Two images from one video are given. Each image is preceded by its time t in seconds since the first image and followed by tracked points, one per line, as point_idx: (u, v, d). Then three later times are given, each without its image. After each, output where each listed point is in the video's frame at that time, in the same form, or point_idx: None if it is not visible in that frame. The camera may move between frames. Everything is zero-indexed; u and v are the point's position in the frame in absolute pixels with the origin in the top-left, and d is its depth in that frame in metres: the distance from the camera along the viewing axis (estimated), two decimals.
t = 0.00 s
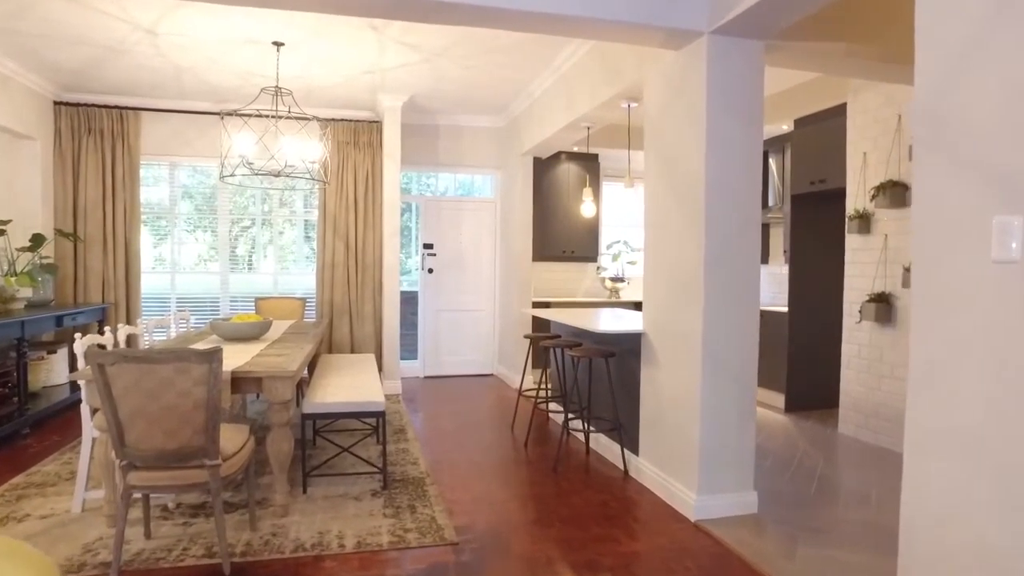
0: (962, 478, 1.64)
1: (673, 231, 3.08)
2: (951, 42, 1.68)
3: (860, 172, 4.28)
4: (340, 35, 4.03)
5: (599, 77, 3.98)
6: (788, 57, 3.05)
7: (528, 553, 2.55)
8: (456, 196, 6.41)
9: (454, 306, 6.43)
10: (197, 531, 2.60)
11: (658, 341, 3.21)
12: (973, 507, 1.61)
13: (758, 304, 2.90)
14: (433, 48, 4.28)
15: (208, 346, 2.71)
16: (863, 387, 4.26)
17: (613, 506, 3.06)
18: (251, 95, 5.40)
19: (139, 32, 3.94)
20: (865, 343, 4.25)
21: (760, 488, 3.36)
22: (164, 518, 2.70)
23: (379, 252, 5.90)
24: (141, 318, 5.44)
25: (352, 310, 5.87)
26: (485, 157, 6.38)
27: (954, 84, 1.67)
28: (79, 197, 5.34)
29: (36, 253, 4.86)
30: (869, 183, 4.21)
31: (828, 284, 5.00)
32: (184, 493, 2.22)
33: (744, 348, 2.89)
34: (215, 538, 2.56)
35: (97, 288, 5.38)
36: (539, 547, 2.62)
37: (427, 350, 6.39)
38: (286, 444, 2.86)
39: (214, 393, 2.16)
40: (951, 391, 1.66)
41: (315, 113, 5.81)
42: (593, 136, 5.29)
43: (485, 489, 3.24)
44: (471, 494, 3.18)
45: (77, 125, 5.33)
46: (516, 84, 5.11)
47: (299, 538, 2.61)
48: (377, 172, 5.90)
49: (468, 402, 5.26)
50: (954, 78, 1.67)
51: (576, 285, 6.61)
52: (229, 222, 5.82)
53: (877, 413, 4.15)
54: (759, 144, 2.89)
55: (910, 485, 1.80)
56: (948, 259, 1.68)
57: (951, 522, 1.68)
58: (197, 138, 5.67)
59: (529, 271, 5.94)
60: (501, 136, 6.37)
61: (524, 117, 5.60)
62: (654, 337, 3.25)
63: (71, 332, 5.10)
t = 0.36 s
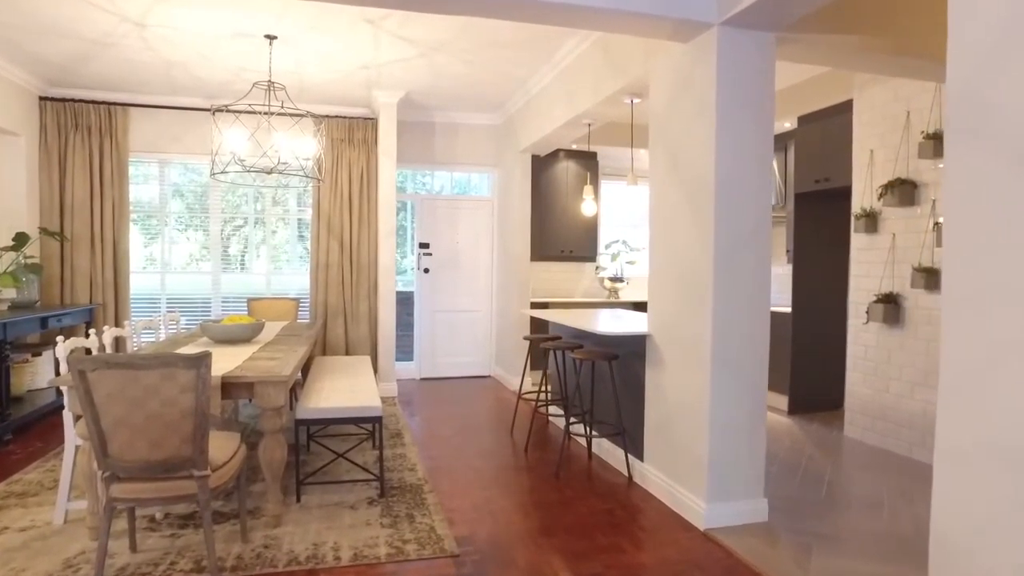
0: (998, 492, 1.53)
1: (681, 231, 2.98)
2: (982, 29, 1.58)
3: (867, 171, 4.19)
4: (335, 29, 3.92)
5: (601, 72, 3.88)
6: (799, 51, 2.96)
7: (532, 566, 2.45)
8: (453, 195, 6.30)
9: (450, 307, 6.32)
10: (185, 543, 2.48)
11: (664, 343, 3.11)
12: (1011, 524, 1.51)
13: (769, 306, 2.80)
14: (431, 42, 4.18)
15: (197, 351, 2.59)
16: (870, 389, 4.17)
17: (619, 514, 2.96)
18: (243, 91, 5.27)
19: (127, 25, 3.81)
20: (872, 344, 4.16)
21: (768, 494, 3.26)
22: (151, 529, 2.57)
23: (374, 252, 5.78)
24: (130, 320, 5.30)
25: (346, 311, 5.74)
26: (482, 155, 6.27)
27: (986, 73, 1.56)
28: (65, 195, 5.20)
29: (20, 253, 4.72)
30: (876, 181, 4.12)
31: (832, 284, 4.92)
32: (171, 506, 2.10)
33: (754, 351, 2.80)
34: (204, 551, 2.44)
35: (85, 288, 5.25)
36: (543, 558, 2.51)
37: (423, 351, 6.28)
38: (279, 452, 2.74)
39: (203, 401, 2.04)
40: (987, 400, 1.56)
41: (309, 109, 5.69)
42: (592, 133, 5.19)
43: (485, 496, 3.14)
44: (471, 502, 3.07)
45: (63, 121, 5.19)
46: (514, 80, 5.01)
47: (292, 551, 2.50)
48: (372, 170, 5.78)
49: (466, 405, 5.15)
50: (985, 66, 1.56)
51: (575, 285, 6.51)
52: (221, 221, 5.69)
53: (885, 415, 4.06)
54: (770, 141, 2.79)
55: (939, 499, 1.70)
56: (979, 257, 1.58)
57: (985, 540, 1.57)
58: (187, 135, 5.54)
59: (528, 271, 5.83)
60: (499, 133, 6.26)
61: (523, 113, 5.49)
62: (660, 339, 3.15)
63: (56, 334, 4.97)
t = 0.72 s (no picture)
0: None
1: (684, 229, 2.89)
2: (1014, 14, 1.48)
3: (870, 169, 4.12)
4: (326, 22, 3.81)
5: (601, 68, 3.78)
6: (806, 45, 2.87)
7: None
8: (447, 194, 6.20)
9: (444, 307, 6.21)
10: (170, 555, 2.37)
11: (667, 345, 3.02)
12: None
13: (776, 306, 2.71)
14: (425, 37, 4.07)
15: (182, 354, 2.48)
16: (873, 391, 4.10)
17: (621, 522, 2.86)
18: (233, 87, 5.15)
19: (111, 17, 3.70)
20: (876, 345, 4.09)
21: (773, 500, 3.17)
22: (134, 541, 2.46)
23: (368, 251, 5.67)
24: (117, 321, 5.18)
25: (339, 311, 5.64)
26: (477, 153, 6.17)
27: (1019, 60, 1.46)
28: (50, 193, 5.07)
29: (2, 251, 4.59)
30: (880, 180, 4.05)
31: (833, 284, 4.85)
32: (153, 519, 1.99)
33: (761, 353, 2.71)
34: (189, 563, 2.33)
35: (71, 288, 5.12)
36: (544, 569, 2.42)
37: (417, 353, 6.17)
38: (268, 460, 2.63)
39: (187, 408, 1.94)
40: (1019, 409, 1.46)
41: (301, 106, 5.57)
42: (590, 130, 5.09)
43: (482, 504, 3.04)
44: (468, 509, 2.97)
45: (47, 117, 5.06)
46: (510, 76, 4.91)
47: (283, 563, 2.39)
48: (365, 168, 5.67)
49: (461, 407, 5.05)
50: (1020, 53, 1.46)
51: (571, 285, 6.41)
52: (211, 220, 5.57)
53: (889, 418, 3.99)
54: (777, 137, 2.70)
55: (966, 512, 1.59)
56: (1006, 256, 1.49)
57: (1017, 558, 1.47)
58: (176, 132, 5.42)
59: (525, 270, 5.74)
60: (494, 131, 6.16)
61: (519, 111, 5.39)
62: (662, 341, 3.07)
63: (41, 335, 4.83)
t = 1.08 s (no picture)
0: None
1: (689, 227, 2.80)
2: None
3: (875, 166, 4.04)
4: (318, 15, 3.70)
5: (600, 62, 3.69)
6: (814, 37, 2.78)
7: None
8: (442, 192, 6.09)
9: (440, 308, 6.11)
10: (153, 569, 2.26)
11: (671, 347, 2.93)
12: None
13: (785, 307, 2.63)
14: (420, 31, 3.97)
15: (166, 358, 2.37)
16: (879, 393, 4.01)
17: (624, 530, 2.77)
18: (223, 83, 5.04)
19: (95, 8, 3.58)
20: (881, 346, 4.01)
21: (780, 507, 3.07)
22: (116, 554, 2.35)
23: (361, 251, 5.56)
24: (103, 322, 5.05)
25: (332, 313, 5.52)
26: (472, 151, 6.07)
27: None
28: (34, 191, 4.94)
29: None
30: (885, 177, 3.97)
31: (836, 283, 4.77)
32: (134, 533, 1.88)
33: (769, 355, 2.62)
34: None
35: (55, 289, 4.98)
36: None
37: (412, 354, 6.06)
38: (257, 469, 2.52)
39: (170, 416, 1.83)
40: None
41: (293, 103, 5.46)
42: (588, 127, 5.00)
43: (481, 512, 2.94)
44: (466, 518, 2.86)
45: (32, 113, 4.93)
46: (506, 72, 4.81)
47: None
48: (359, 166, 5.56)
49: (458, 410, 4.95)
50: None
51: (568, 285, 6.31)
52: (201, 220, 5.45)
53: (894, 420, 3.91)
54: (786, 132, 2.61)
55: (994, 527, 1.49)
56: None
57: None
58: (165, 129, 5.30)
59: (521, 270, 5.64)
60: (490, 129, 6.06)
61: (515, 108, 5.29)
62: (666, 343, 2.97)
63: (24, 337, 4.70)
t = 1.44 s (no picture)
0: None
1: (696, 228, 2.70)
2: None
3: (881, 165, 3.95)
4: (310, 9, 3.58)
5: (601, 56, 3.58)
6: (826, 31, 2.68)
7: None
8: (437, 192, 5.98)
9: (435, 309, 5.99)
10: None
11: (676, 352, 2.83)
12: None
13: (796, 310, 2.53)
14: (415, 26, 3.85)
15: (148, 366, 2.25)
16: (886, 398, 3.92)
17: (629, 542, 2.66)
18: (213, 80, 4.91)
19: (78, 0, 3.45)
20: (887, 348, 3.92)
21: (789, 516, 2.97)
22: (95, 572, 2.23)
23: (355, 251, 5.44)
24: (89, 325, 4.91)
25: (325, 314, 5.40)
26: (467, 149, 5.96)
27: None
28: (17, 190, 4.79)
29: None
30: (892, 176, 3.88)
31: (839, 285, 4.68)
32: (111, 554, 1.76)
33: (779, 360, 2.52)
34: None
35: (39, 291, 4.83)
36: None
37: (407, 357, 5.95)
38: (245, 481, 2.39)
39: (150, 429, 1.72)
40: None
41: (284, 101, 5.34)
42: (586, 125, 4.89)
43: (479, 523, 2.83)
44: (464, 530, 2.75)
45: (14, 110, 4.78)
46: (503, 68, 4.71)
47: None
48: (353, 165, 5.44)
49: (454, 414, 4.84)
50: None
51: (565, 285, 6.18)
52: (190, 220, 5.32)
53: (902, 425, 3.81)
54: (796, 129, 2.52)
55: None
56: None
57: None
58: (153, 127, 5.17)
59: (518, 271, 5.53)
60: (486, 127, 5.95)
61: (512, 105, 5.19)
62: (671, 348, 2.87)
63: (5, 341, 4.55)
